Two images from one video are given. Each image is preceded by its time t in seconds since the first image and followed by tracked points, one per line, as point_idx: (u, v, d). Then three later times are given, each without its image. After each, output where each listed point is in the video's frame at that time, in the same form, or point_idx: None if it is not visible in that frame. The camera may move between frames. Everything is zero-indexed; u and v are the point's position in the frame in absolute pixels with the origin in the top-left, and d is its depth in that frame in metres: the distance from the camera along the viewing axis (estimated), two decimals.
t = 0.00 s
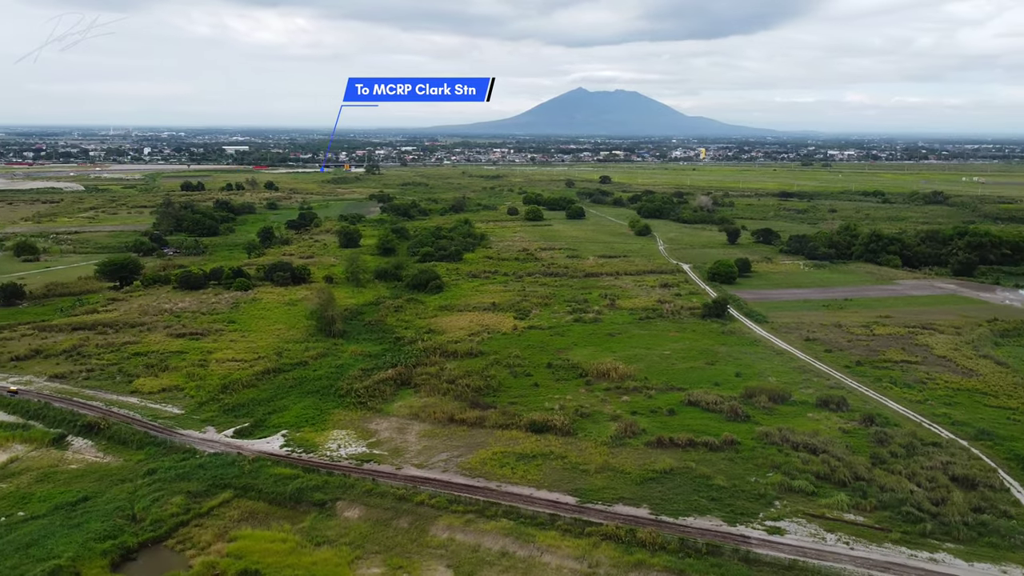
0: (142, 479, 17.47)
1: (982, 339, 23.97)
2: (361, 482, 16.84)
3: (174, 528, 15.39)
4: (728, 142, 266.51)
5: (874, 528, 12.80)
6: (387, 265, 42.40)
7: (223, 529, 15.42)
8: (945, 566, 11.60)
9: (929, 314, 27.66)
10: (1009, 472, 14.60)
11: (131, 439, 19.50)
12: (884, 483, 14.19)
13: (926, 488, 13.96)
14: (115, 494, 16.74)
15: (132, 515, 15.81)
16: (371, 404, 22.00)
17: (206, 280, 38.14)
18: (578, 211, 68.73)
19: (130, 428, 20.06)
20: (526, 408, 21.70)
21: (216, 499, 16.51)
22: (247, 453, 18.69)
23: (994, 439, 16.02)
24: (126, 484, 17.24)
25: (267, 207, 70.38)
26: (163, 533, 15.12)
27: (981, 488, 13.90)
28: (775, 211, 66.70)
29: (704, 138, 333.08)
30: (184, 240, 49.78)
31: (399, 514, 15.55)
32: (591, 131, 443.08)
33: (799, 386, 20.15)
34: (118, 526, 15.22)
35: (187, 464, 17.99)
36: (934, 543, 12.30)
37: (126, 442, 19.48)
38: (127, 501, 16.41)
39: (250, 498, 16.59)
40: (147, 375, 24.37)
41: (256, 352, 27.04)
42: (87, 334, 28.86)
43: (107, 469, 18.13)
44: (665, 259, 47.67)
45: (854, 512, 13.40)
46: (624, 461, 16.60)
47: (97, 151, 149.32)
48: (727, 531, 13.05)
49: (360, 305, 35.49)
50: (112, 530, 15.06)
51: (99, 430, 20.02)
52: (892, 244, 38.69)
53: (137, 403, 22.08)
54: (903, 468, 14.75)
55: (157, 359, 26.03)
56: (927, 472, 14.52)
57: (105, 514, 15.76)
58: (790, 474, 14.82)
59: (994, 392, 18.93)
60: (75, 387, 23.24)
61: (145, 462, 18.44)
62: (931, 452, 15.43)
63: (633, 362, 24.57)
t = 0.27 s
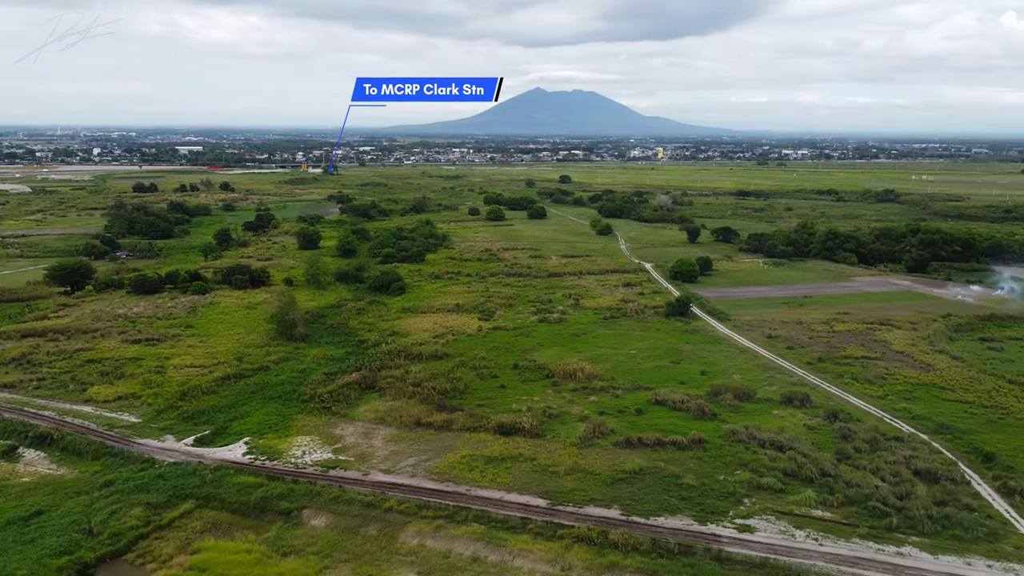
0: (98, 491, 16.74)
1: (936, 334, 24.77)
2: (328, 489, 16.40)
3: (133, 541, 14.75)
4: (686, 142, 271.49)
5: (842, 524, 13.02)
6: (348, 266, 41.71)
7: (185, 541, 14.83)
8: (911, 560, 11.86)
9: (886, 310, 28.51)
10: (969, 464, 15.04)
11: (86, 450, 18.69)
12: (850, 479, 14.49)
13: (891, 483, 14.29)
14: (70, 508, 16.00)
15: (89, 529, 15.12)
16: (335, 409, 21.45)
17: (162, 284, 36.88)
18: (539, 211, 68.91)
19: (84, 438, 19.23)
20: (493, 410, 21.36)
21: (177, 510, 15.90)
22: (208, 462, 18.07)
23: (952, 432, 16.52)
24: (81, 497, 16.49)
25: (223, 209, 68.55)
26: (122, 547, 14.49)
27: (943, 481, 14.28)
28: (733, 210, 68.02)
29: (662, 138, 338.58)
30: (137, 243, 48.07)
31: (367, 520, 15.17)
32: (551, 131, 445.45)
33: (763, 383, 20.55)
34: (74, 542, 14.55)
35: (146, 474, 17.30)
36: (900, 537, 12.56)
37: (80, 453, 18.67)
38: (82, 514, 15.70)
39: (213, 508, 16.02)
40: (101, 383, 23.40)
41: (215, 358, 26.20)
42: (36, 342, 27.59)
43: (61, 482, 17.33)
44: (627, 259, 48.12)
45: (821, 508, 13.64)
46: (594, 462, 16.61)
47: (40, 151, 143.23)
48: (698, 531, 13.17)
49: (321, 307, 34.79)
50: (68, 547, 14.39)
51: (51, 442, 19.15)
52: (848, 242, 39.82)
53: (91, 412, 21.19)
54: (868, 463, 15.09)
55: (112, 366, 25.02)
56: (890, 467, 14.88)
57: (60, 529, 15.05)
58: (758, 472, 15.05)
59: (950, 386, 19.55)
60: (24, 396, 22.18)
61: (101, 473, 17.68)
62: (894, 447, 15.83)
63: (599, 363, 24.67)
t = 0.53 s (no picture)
0: (53, 505, 16.01)
1: (894, 330, 25.51)
2: (294, 497, 15.98)
3: (90, 555, 14.11)
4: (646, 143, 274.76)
5: (811, 519, 13.25)
6: (309, 268, 40.93)
7: (145, 554, 14.25)
8: (879, 554, 12.12)
9: (845, 307, 29.30)
10: (931, 457, 15.46)
11: (39, 462, 17.89)
12: (817, 474, 14.77)
13: (857, 478, 14.61)
14: (23, 523, 15.27)
15: (43, 544, 14.45)
16: (299, 414, 20.91)
17: (116, 288, 35.57)
18: (501, 211, 68.87)
19: (37, 449, 18.39)
20: (461, 413, 21.03)
21: (136, 522, 15.29)
22: (168, 471, 17.44)
23: (914, 426, 16.99)
24: (34, 511, 15.75)
25: (178, 210, 66.57)
26: (79, 562, 13.87)
27: (907, 475, 14.66)
28: (693, 208, 69.14)
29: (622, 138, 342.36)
30: (88, 246, 46.25)
31: (336, 527, 14.81)
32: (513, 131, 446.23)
33: (729, 381, 20.92)
34: (28, 559, 13.88)
35: (103, 486, 16.62)
36: (868, 531, 12.83)
37: (34, 465, 17.89)
38: (37, 529, 15.01)
39: (175, 519, 15.46)
40: (54, 392, 22.43)
41: (173, 364, 25.33)
42: None
43: (13, 496, 16.54)
44: (591, 258, 48.43)
45: (790, 505, 13.86)
46: (564, 463, 16.59)
47: None
48: (670, 530, 13.27)
49: (282, 310, 34.03)
50: (22, 564, 13.73)
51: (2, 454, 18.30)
52: (807, 240, 40.86)
53: (44, 423, 20.29)
54: (834, 459, 15.42)
55: (65, 373, 24.01)
56: (856, 462, 15.22)
57: (13, 545, 14.35)
58: (727, 470, 15.24)
59: (909, 381, 20.15)
60: None
61: (56, 486, 16.92)
62: (859, 442, 16.21)
63: (566, 363, 24.70)
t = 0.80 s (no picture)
0: (9, 518, 15.31)
1: (857, 327, 26.18)
2: (262, 505, 15.57)
3: (48, 569, 13.50)
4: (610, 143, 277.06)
5: (784, 517, 13.44)
6: (271, 270, 40.08)
7: (106, 566, 13.69)
8: (851, 550, 12.34)
9: (808, 304, 29.97)
10: (898, 452, 15.86)
11: None
12: (788, 471, 15.02)
13: (827, 474, 14.90)
14: None
15: None
16: (265, 420, 20.40)
17: (71, 292, 34.25)
18: (466, 211, 68.60)
19: None
20: (430, 415, 20.79)
21: (97, 534, 14.69)
22: (131, 481, 16.83)
23: (879, 422, 17.43)
24: None
25: (134, 211, 64.52)
26: None
27: (876, 470, 14.99)
28: (657, 207, 70.05)
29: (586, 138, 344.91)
30: (40, 250, 44.45)
31: (306, 535, 14.45)
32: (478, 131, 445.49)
33: (698, 379, 21.17)
34: None
35: (62, 498, 15.95)
36: (840, 527, 13.07)
37: None
38: None
39: (139, 530, 14.90)
40: (7, 401, 21.46)
41: (133, 369, 24.48)
42: None
43: None
44: (557, 257, 48.59)
45: (763, 502, 14.06)
46: (536, 464, 16.54)
47: None
48: (645, 531, 13.34)
49: (245, 313, 33.23)
50: None
51: None
52: (769, 238, 41.71)
53: None
54: (804, 456, 15.70)
55: (19, 381, 23.01)
56: (825, 459, 15.53)
57: None
58: (699, 468, 15.40)
59: (874, 376, 20.69)
60: None
61: (11, 498, 16.17)
62: (827, 438, 16.55)
63: (535, 363, 24.65)
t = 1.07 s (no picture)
0: None
1: (821, 324, 26.81)
2: (229, 513, 15.12)
3: None
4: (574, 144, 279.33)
5: (756, 515, 13.64)
6: (233, 272, 39.10)
7: None
8: (824, 546, 12.54)
9: (773, 302, 30.59)
10: (866, 448, 16.25)
11: None
12: (760, 469, 15.26)
13: (798, 472, 15.16)
14: None
15: None
16: (230, 426, 19.84)
17: (22, 296, 32.83)
18: (431, 211, 68.13)
19: None
20: (400, 418, 20.50)
21: (56, 548, 14.07)
22: (91, 492, 16.20)
23: (846, 418, 17.84)
24: None
25: (87, 213, 62.24)
26: None
27: (845, 467, 15.32)
28: (621, 206, 70.78)
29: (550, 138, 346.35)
30: None
31: (276, 544, 14.07)
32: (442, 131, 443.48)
33: (667, 378, 21.39)
34: None
35: (17, 511, 15.25)
36: (812, 524, 13.29)
37: None
38: None
39: (100, 543, 14.32)
40: None
41: (90, 376, 23.57)
42: None
43: None
44: (523, 257, 48.63)
45: (735, 501, 14.24)
46: (509, 467, 16.46)
47: None
48: (619, 531, 13.39)
49: (207, 317, 32.33)
50: None
51: None
52: (733, 237, 42.50)
53: None
54: (774, 453, 15.97)
55: None
56: (795, 456, 15.82)
57: None
58: (672, 468, 15.53)
59: (839, 373, 21.20)
60: None
61: None
62: (796, 435, 16.87)
63: (505, 364, 24.57)
